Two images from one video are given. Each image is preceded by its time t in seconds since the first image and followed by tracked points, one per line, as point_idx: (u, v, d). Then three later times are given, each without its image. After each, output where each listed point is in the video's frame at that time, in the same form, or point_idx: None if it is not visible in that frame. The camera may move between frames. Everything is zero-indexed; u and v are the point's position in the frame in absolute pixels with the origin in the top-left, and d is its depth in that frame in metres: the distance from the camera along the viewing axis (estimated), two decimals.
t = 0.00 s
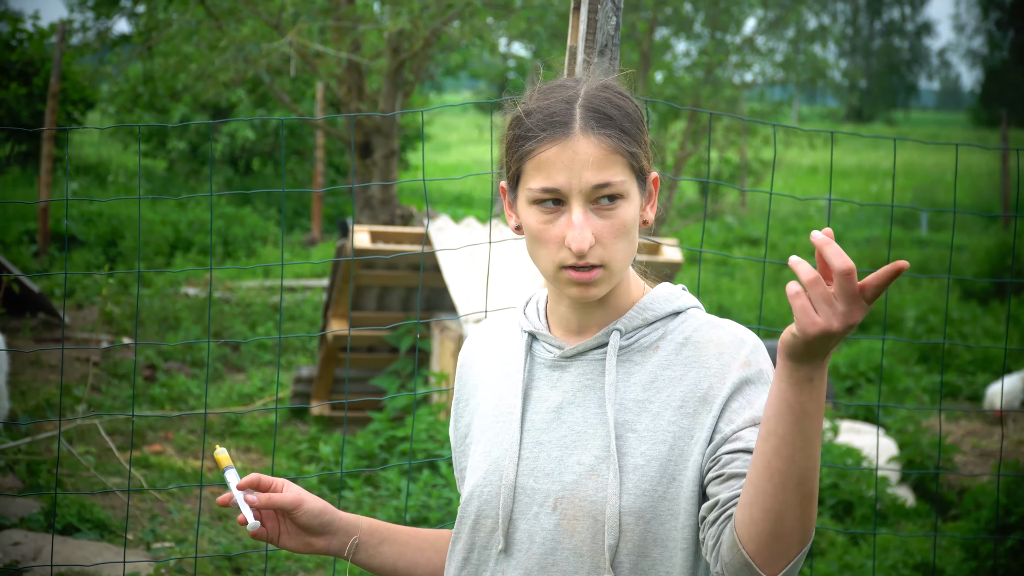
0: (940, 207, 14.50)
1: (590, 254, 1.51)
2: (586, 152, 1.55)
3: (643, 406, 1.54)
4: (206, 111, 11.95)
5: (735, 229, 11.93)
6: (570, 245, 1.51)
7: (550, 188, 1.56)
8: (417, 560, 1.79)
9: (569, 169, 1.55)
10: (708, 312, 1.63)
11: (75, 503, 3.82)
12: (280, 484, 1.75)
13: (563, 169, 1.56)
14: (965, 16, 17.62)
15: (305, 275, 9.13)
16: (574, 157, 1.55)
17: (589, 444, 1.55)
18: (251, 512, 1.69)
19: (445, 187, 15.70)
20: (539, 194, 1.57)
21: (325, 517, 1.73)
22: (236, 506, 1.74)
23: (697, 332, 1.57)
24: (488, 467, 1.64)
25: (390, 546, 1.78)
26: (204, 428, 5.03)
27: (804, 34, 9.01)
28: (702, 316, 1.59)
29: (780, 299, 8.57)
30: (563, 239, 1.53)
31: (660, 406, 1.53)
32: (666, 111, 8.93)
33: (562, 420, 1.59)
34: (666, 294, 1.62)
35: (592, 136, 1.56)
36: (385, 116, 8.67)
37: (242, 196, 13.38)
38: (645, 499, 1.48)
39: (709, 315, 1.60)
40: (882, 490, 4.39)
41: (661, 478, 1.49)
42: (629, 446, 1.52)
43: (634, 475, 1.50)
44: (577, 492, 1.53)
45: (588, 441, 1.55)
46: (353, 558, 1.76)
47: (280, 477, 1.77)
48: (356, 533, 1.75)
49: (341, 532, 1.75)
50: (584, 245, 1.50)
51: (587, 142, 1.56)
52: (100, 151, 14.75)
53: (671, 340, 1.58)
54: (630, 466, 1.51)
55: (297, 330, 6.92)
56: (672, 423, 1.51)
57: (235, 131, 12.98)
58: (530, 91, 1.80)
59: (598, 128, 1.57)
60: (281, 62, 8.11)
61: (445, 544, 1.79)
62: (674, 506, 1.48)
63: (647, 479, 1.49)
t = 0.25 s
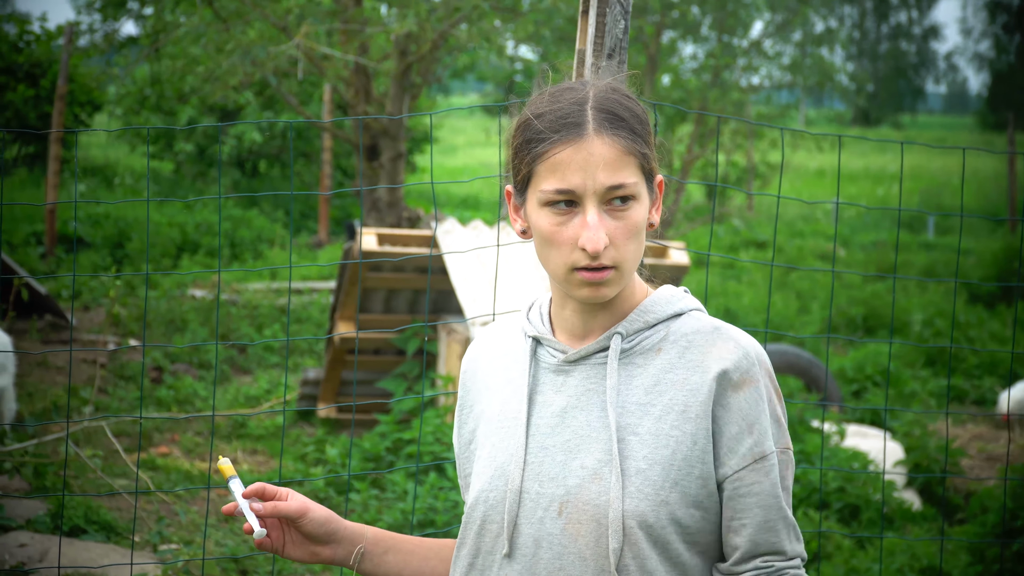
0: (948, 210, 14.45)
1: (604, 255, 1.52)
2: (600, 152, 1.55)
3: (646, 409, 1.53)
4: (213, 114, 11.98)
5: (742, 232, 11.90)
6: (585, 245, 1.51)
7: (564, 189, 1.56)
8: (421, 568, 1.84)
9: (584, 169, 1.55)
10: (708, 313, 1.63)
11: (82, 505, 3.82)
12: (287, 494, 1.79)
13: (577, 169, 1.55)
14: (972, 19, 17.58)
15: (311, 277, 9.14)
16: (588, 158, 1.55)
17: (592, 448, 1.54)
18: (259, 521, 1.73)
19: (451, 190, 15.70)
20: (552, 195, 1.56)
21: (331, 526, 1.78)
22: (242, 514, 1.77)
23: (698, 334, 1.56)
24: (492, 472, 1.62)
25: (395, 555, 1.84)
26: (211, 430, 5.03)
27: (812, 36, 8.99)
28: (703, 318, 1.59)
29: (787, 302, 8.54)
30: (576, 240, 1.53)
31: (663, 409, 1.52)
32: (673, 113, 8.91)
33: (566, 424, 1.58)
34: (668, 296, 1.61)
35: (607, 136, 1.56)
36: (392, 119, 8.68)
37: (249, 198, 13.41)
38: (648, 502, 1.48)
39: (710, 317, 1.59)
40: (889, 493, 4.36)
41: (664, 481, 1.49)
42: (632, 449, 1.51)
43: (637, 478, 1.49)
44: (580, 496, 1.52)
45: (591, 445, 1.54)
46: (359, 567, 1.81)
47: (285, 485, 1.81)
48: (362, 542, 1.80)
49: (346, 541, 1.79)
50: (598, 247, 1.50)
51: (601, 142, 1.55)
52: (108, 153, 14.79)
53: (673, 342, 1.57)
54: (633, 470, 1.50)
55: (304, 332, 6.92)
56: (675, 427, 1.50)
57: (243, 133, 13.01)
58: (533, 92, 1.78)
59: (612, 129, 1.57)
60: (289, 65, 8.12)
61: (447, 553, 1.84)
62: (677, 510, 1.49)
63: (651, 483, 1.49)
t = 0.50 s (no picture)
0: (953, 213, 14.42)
1: (615, 255, 1.51)
2: (614, 153, 1.55)
3: (644, 407, 1.52)
4: (218, 117, 12.00)
5: (747, 235, 11.88)
6: (596, 245, 1.51)
7: (577, 188, 1.55)
8: (426, 565, 1.80)
9: (598, 169, 1.54)
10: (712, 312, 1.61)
11: (87, 508, 3.82)
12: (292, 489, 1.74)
13: (591, 169, 1.55)
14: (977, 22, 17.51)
15: (316, 280, 9.15)
16: (604, 157, 1.54)
17: (591, 446, 1.53)
18: (263, 518, 1.68)
19: (456, 193, 15.72)
20: (565, 194, 1.56)
21: (336, 523, 1.73)
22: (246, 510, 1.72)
23: (699, 332, 1.54)
24: (495, 471, 1.61)
25: (399, 552, 1.80)
26: (216, 433, 5.03)
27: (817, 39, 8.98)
28: (703, 317, 1.57)
29: (792, 305, 8.52)
30: (588, 239, 1.52)
31: (661, 407, 1.51)
32: (678, 116, 8.89)
33: (567, 423, 1.57)
34: (672, 295, 1.60)
35: (623, 137, 1.56)
36: (396, 122, 8.68)
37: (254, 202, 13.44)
38: (646, 500, 1.46)
39: (711, 315, 1.58)
40: (894, 496, 4.34)
41: (663, 479, 1.47)
42: (630, 447, 1.50)
43: (635, 477, 1.47)
44: (580, 494, 1.51)
45: (590, 444, 1.53)
46: (363, 563, 1.78)
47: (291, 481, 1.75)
48: (367, 538, 1.77)
49: (351, 537, 1.76)
50: (611, 246, 1.50)
51: (618, 142, 1.55)
52: (113, 157, 14.83)
53: (673, 340, 1.55)
54: (631, 468, 1.48)
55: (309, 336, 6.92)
56: (673, 425, 1.49)
57: (247, 137, 13.03)
58: (548, 92, 1.77)
59: (628, 129, 1.57)
60: (293, 68, 8.13)
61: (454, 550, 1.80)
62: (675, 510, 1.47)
63: (649, 481, 1.47)
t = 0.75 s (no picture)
0: (955, 214, 14.40)
1: (600, 259, 1.50)
2: (599, 157, 1.53)
3: (651, 405, 1.51)
4: (219, 120, 12.01)
5: (749, 237, 11.87)
6: (578, 249, 1.50)
7: (562, 192, 1.55)
8: (426, 557, 1.77)
9: (580, 173, 1.53)
10: (721, 312, 1.60)
11: (89, 512, 3.81)
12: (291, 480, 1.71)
13: (574, 173, 1.54)
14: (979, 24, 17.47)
15: (318, 283, 9.14)
16: (586, 162, 1.53)
17: (597, 443, 1.52)
18: (262, 509, 1.65)
19: (458, 196, 15.72)
20: (551, 198, 1.56)
21: (336, 514, 1.70)
22: (246, 500, 1.70)
23: (708, 331, 1.53)
24: (499, 463, 1.61)
25: (399, 544, 1.77)
26: (219, 436, 5.03)
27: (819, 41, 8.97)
28: (713, 316, 1.56)
29: (794, 307, 8.51)
30: (573, 244, 1.52)
31: (668, 405, 1.50)
32: (680, 118, 8.88)
33: (574, 418, 1.56)
34: (681, 294, 1.59)
35: (607, 141, 1.54)
36: (398, 125, 8.68)
37: (256, 205, 13.44)
38: (650, 500, 1.45)
39: (721, 315, 1.56)
40: (896, 497, 4.33)
41: (668, 478, 1.46)
42: (636, 445, 1.49)
43: (640, 476, 1.47)
44: (585, 490, 1.50)
45: (596, 440, 1.52)
46: (363, 555, 1.74)
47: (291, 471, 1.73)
48: (367, 530, 1.73)
49: (352, 529, 1.72)
50: (595, 251, 1.49)
51: (601, 145, 1.53)
52: (115, 161, 14.84)
53: (681, 338, 1.54)
54: (637, 466, 1.47)
55: (311, 339, 6.92)
56: (680, 423, 1.48)
57: (250, 140, 13.04)
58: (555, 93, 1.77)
59: (612, 133, 1.55)
60: (295, 71, 8.13)
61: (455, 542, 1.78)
62: (680, 510, 1.46)
63: (654, 479, 1.46)
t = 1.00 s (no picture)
0: (950, 215, 14.44)
1: (563, 284, 1.47)
2: (550, 182, 1.48)
3: (650, 408, 1.50)
4: (215, 122, 12.00)
5: (745, 238, 11.90)
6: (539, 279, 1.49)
7: (524, 220, 1.52)
8: (431, 553, 1.77)
9: (534, 201, 1.50)
10: (728, 317, 1.59)
11: (85, 514, 3.80)
12: (296, 473, 1.74)
13: (529, 201, 1.50)
14: (974, 26, 17.52)
15: (314, 285, 9.14)
16: (537, 190, 1.49)
17: (595, 444, 1.52)
18: (266, 500, 1.68)
19: (454, 198, 15.73)
20: (518, 225, 1.54)
21: (339, 508, 1.71)
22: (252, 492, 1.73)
23: (710, 336, 1.52)
24: (500, 460, 1.63)
25: (404, 539, 1.77)
26: (215, 438, 5.02)
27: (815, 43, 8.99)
28: (716, 320, 1.54)
29: (790, 308, 8.53)
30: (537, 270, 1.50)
31: (666, 408, 1.49)
32: (676, 119, 8.88)
33: (574, 418, 1.58)
34: (687, 297, 1.58)
35: (556, 167, 1.48)
36: (394, 126, 8.68)
37: (252, 207, 13.43)
38: (644, 503, 1.44)
39: (725, 319, 1.55)
40: (891, 498, 4.34)
41: (664, 482, 1.45)
42: (633, 447, 1.49)
43: (636, 478, 1.46)
44: (580, 490, 1.51)
45: (595, 442, 1.53)
46: (367, 549, 1.74)
47: (295, 465, 1.75)
48: (369, 525, 1.73)
49: (354, 523, 1.73)
50: (556, 277, 1.46)
51: (550, 172, 1.48)
52: (111, 163, 14.82)
53: (684, 342, 1.53)
54: (633, 468, 1.47)
55: (307, 340, 6.92)
56: (678, 427, 1.47)
57: (246, 141, 13.03)
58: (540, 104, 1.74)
59: (563, 157, 1.48)
60: (291, 73, 8.12)
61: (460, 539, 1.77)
62: (674, 515, 1.45)
63: (650, 482, 1.45)
